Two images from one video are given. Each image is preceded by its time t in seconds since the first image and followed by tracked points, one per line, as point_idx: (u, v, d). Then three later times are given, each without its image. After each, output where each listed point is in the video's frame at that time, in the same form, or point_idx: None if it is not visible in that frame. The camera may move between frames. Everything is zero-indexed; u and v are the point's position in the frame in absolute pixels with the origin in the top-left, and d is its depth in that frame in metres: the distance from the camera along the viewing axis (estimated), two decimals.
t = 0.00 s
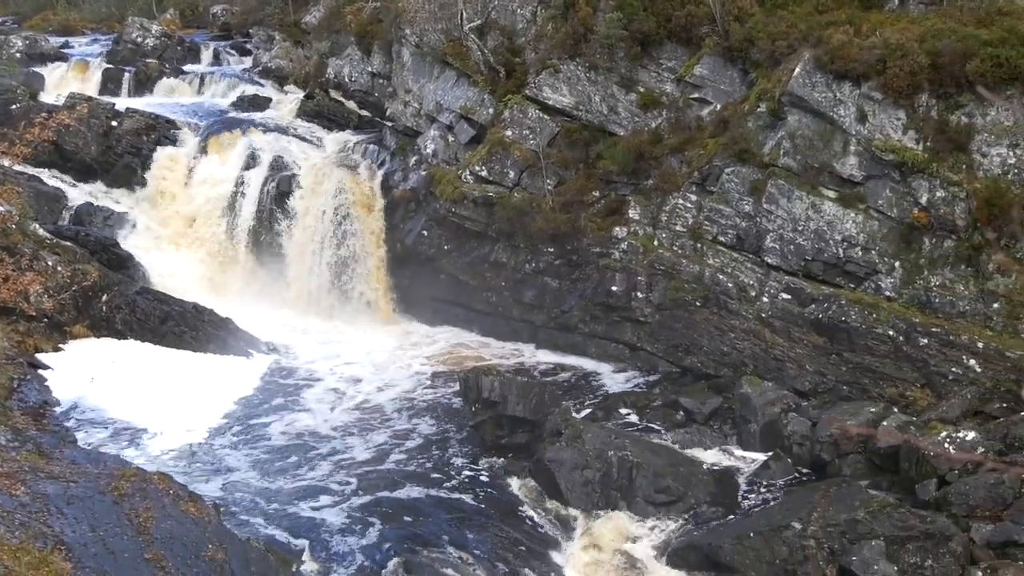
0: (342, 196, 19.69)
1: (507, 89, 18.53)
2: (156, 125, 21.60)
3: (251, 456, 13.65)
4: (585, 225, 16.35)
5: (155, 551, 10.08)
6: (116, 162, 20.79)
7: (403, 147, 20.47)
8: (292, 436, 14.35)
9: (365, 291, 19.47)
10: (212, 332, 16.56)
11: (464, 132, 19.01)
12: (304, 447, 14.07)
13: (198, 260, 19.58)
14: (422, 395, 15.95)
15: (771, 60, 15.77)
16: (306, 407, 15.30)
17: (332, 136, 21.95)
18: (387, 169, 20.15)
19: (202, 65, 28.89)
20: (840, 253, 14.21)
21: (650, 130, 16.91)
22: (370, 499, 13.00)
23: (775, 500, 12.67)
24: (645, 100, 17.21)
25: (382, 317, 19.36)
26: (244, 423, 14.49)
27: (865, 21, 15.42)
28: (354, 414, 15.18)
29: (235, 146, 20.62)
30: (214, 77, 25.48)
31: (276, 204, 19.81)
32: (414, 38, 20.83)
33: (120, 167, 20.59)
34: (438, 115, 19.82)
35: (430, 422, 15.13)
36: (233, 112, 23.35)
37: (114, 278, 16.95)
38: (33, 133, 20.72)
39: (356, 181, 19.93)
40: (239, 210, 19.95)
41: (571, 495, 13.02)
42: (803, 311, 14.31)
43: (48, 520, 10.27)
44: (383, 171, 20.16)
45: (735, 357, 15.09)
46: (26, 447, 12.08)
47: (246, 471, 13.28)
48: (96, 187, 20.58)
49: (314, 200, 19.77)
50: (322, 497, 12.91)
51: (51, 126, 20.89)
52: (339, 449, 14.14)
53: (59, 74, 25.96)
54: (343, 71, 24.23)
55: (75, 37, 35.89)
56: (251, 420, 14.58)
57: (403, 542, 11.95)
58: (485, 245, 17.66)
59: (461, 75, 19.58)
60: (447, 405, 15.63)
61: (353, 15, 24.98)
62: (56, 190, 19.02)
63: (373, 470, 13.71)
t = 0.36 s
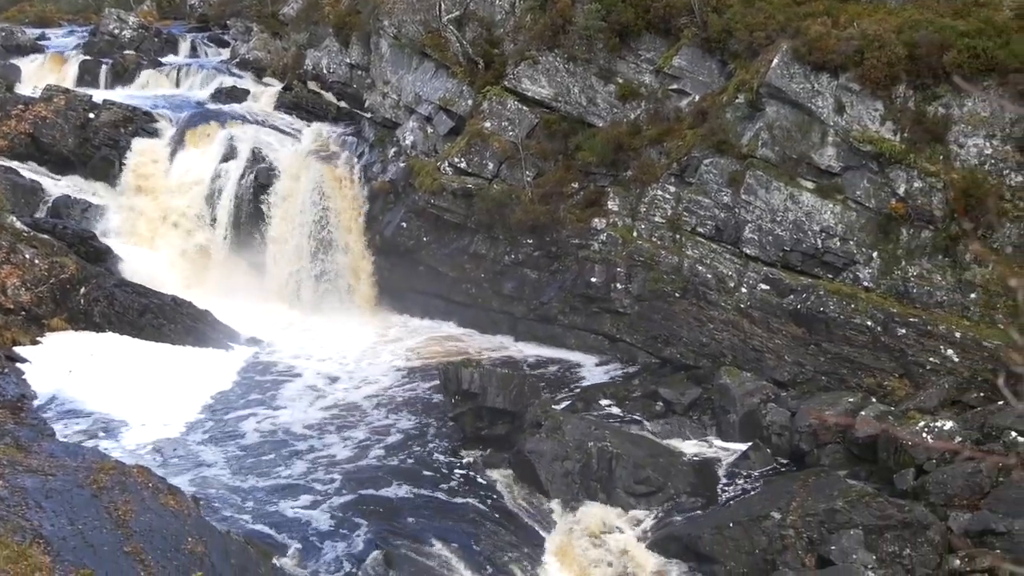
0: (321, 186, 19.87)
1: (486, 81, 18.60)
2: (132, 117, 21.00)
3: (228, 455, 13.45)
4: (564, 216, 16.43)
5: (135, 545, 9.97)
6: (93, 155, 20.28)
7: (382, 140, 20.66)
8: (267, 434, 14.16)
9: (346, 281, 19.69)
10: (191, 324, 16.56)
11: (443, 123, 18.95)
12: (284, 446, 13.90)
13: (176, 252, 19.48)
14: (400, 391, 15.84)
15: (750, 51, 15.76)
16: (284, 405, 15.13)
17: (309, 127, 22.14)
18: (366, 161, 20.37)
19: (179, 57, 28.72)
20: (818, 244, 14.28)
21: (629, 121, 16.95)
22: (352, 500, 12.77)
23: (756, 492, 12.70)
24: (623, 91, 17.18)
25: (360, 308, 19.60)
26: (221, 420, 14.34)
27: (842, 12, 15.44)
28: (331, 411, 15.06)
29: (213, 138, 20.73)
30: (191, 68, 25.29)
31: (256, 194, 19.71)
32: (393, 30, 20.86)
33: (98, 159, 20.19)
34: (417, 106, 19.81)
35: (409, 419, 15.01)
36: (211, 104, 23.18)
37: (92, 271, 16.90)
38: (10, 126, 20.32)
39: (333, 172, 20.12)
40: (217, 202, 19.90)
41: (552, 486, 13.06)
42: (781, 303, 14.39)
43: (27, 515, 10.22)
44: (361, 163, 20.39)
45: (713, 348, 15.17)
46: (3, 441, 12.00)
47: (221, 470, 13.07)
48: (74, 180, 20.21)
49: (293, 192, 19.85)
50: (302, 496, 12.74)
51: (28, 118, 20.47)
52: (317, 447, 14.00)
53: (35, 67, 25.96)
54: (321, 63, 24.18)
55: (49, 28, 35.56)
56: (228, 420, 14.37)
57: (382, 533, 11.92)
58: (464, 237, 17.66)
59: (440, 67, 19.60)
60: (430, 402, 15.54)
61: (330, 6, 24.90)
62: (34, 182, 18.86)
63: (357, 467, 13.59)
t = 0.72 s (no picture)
0: (299, 178, 19.97)
1: (464, 72, 18.49)
2: (109, 108, 20.55)
3: (205, 451, 13.42)
4: (543, 207, 16.39)
5: (114, 537, 10.03)
6: (70, 146, 20.00)
7: (360, 130, 20.52)
8: (243, 430, 14.10)
9: (322, 272, 19.91)
10: (169, 318, 16.52)
11: (421, 114, 18.92)
12: (262, 444, 13.85)
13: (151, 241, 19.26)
14: (377, 387, 15.78)
15: (728, 42, 15.85)
16: (261, 400, 15.05)
17: (288, 118, 21.92)
18: (345, 152, 20.52)
19: (156, 48, 28.51)
20: (796, 235, 14.33)
21: (608, 112, 16.99)
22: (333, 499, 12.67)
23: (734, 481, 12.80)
24: (601, 82, 17.18)
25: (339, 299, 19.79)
26: (193, 418, 14.17)
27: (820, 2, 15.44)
28: (308, 407, 15.02)
29: (190, 130, 20.15)
30: (168, 59, 25.17)
31: (236, 186, 19.74)
32: (371, 20, 20.92)
33: (74, 150, 19.86)
34: (395, 98, 19.76)
35: (388, 415, 14.97)
36: (188, 94, 22.94)
37: (70, 263, 17.01)
38: None
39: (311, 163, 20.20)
40: (193, 193, 19.69)
41: (531, 477, 13.17)
42: (759, 293, 14.41)
43: (4, 507, 10.25)
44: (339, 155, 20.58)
45: (692, 339, 15.22)
46: None
47: (196, 469, 12.97)
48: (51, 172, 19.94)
49: (271, 183, 19.96)
50: (280, 493, 12.72)
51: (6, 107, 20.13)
52: (295, 443, 13.98)
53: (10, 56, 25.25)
54: (299, 54, 24.52)
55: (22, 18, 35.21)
56: (205, 416, 14.31)
57: (361, 522, 12.04)
58: (443, 228, 17.63)
59: (417, 58, 19.44)
60: (408, 397, 15.51)
61: None
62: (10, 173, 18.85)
63: (338, 463, 13.58)
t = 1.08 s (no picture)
0: (275, 170, 19.70)
1: (441, 63, 18.49)
2: (84, 99, 20.72)
3: (178, 447, 13.40)
4: (520, 199, 16.45)
5: (90, 531, 9.96)
6: (45, 137, 20.12)
7: (337, 122, 20.34)
8: (219, 427, 14.06)
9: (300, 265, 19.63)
10: (145, 310, 16.46)
11: (398, 106, 18.95)
12: (236, 441, 13.82)
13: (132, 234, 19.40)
14: (354, 382, 15.75)
15: (705, 34, 15.83)
16: (237, 396, 14.99)
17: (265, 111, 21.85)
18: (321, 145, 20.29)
19: (131, 40, 28.29)
20: (773, 226, 14.35)
21: (585, 104, 17.01)
22: (321, 501, 12.71)
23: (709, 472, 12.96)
24: (578, 74, 17.22)
25: (317, 290, 19.55)
26: (167, 414, 14.12)
27: None
28: (285, 402, 14.98)
29: (166, 122, 20.26)
30: (143, 51, 25.02)
31: (210, 180, 19.58)
32: (347, 12, 20.59)
33: (49, 142, 19.98)
34: (372, 89, 19.63)
35: (365, 411, 14.94)
36: (163, 86, 22.95)
37: (45, 255, 16.95)
38: None
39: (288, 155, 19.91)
40: (170, 186, 19.64)
41: (508, 468, 13.38)
42: (736, 285, 14.46)
43: None
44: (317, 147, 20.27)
45: (669, 330, 15.27)
46: None
47: (169, 468, 12.93)
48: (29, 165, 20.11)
49: (246, 177, 19.67)
50: (258, 494, 12.70)
51: None
52: (272, 440, 13.95)
53: None
54: (275, 45, 24.13)
55: None
56: (182, 412, 14.26)
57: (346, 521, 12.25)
58: (419, 220, 17.63)
59: (395, 49, 19.42)
60: (384, 392, 15.49)
61: None
62: None
63: (316, 461, 13.56)
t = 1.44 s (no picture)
0: (254, 159, 19.64)
1: (419, 52, 18.46)
2: (62, 88, 20.38)
3: (154, 442, 13.35)
4: (498, 187, 16.52)
5: (69, 521, 9.96)
6: (21, 126, 19.68)
7: (316, 112, 20.66)
8: (197, 422, 14.02)
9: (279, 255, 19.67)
10: (124, 299, 16.64)
11: (377, 95, 18.88)
12: (214, 435, 13.78)
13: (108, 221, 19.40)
14: (333, 375, 15.73)
15: (683, 23, 15.99)
16: (216, 391, 14.94)
17: (240, 100, 21.66)
18: (300, 133, 20.49)
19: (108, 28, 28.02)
20: (751, 214, 14.45)
21: (563, 93, 17.10)
22: (311, 502, 12.50)
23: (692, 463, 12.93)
24: (557, 62, 17.38)
25: (294, 280, 19.61)
26: (143, 408, 14.08)
27: None
28: (263, 396, 14.96)
29: (143, 112, 19.98)
30: (120, 40, 24.98)
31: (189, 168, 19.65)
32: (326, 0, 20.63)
33: (26, 131, 19.63)
34: (350, 78, 19.63)
35: (344, 405, 14.90)
36: (141, 74, 22.87)
37: (23, 246, 16.86)
38: None
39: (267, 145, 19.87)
40: (148, 177, 19.60)
41: (488, 457, 13.41)
42: (715, 273, 14.56)
43: None
44: (294, 136, 20.33)
45: (649, 318, 15.34)
46: None
47: (145, 464, 12.85)
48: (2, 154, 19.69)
49: (225, 166, 19.77)
50: (239, 490, 12.64)
51: None
52: (251, 435, 13.92)
53: None
54: (253, 34, 24.37)
55: None
56: (159, 408, 14.18)
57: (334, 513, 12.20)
58: (398, 209, 17.47)
59: (372, 38, 19.35)
60: (364, 385, 15.41)
61: None
62: None
63: (297, 454, 13.59)
